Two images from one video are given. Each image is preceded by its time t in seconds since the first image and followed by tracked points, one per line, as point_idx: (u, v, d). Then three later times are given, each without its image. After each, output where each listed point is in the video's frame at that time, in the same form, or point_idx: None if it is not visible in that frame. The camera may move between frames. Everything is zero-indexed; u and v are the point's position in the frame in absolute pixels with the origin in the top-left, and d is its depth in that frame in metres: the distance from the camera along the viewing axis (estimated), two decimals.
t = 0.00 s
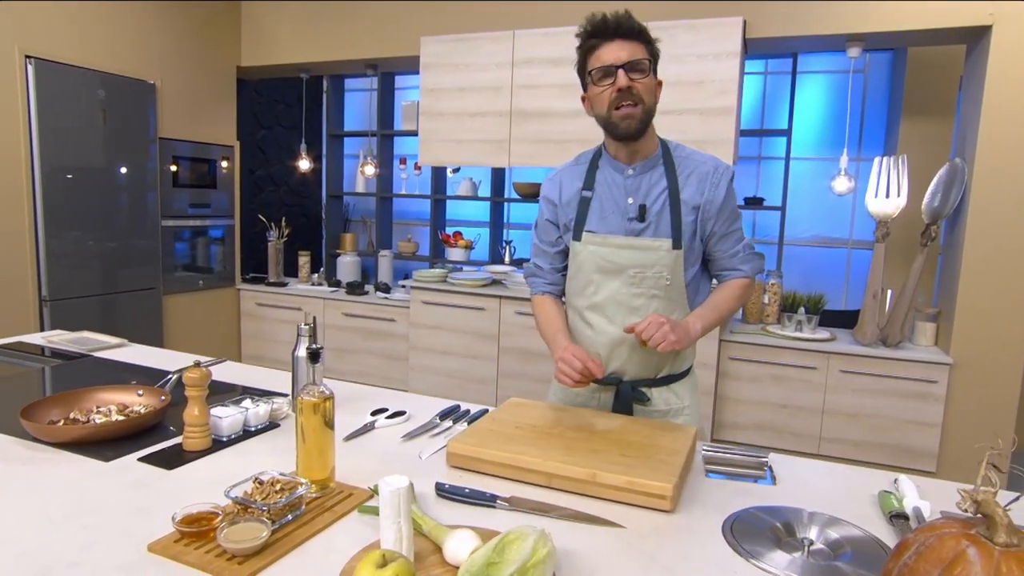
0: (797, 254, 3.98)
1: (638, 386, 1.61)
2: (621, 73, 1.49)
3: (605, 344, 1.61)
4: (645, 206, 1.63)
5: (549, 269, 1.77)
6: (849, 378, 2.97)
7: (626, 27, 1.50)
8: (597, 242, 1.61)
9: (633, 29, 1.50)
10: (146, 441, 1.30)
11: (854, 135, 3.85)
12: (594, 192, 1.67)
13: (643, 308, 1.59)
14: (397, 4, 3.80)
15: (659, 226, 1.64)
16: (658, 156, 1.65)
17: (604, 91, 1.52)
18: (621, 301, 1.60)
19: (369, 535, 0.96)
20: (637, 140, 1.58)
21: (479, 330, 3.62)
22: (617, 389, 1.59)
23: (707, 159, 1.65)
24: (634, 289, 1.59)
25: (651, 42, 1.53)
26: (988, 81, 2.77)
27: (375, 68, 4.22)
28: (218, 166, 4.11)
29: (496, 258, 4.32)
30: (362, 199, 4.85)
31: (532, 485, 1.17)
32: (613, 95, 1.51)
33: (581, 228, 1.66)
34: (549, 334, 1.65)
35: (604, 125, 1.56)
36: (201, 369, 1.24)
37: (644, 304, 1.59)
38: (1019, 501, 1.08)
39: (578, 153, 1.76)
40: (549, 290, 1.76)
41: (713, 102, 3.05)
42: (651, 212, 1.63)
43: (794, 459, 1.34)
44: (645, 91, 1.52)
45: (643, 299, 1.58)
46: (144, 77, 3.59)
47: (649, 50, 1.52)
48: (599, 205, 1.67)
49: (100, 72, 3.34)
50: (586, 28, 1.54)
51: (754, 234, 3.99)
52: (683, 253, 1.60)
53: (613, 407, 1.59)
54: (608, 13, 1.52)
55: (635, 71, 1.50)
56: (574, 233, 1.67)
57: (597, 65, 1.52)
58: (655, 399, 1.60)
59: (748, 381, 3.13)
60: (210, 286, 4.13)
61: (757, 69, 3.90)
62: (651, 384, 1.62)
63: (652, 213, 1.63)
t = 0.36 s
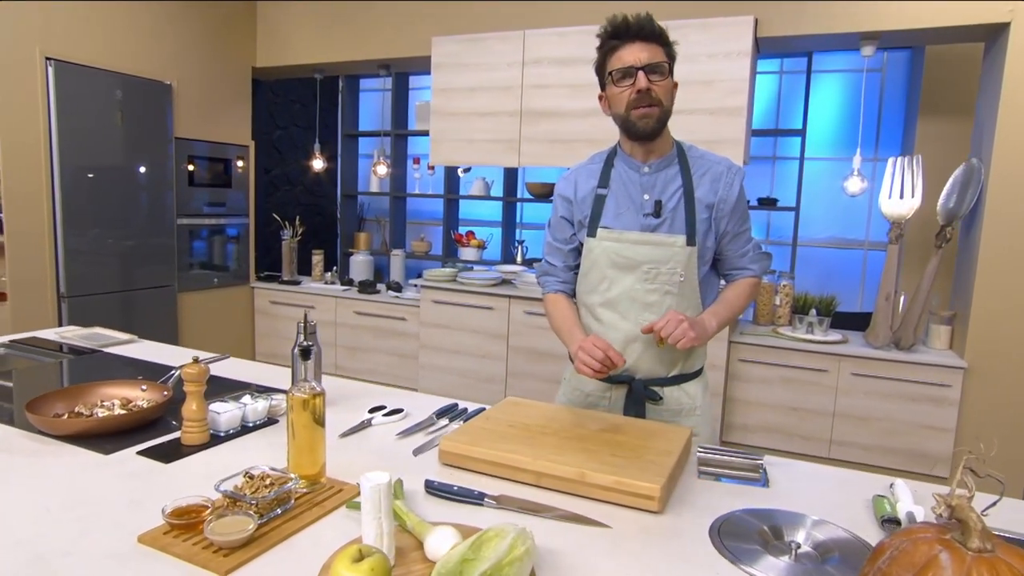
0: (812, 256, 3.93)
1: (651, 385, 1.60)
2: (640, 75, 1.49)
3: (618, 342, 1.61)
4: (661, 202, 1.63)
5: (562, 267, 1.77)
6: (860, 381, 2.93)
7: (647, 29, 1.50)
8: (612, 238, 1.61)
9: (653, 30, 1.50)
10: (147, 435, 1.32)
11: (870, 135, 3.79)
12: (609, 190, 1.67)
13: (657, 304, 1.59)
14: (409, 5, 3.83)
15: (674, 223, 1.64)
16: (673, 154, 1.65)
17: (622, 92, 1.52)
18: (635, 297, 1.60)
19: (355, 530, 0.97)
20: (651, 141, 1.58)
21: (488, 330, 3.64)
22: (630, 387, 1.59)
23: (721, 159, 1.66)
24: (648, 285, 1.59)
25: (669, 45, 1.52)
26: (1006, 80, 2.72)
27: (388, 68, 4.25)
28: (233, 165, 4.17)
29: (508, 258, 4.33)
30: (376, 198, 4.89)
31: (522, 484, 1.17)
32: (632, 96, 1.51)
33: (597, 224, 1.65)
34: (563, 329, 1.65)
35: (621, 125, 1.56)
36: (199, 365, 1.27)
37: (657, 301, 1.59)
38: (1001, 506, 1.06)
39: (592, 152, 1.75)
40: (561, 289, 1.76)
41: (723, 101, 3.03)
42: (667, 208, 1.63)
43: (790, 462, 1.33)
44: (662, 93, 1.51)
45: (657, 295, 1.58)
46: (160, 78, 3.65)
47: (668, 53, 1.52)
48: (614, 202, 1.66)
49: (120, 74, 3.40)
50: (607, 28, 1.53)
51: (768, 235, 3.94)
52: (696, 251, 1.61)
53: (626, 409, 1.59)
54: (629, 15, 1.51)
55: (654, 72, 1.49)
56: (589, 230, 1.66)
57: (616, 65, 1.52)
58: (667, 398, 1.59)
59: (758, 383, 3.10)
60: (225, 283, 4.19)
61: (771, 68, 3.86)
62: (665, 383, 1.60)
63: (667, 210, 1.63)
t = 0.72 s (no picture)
0: (828, 256, 3.88)
1: (639, 387, 1.58)
2: (609, 95, 1.48)
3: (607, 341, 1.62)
4: (652, 205, 1.60)
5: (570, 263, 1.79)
6: (874, 382, 2.89)
7: (621, 42, 1.44)
8: (605, 239, 1.62)
9: (629, 43, 1.44)
10: (152, 430, 1.35)
11: (888, 133, 3.73)
12: (608, 189, 1.68)
13: (646, 308, 1.58)
14: (421, 5, 3.85)
15: (666, 228, 1.60)
16: (672, 156, 1.61)
17: (600, 104, 1.52)
18: (623, 299, 1.60)
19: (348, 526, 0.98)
20: (633, 152, 1.56)
21: (499, 328, 3.64)
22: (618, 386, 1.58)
23: (724, 164, 1.59)
24: (637, 288, 1.58)
25: (652, 57, 1.45)
26: None
27: (401, 68, 4.27)
28: (249, 165, 4.22)
29: (521, 257, 4.33)
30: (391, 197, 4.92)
31: (517, 483, 1.18)
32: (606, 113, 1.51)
33: (593, 224, 1.67)
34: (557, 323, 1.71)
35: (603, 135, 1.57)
36: (202, 362, 1.29)
37: (645, 306, 1.58)
38: (986, 509, 1.03)
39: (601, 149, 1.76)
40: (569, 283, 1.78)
41: (735, 99, 3.01)
42: (658, 212, 1.60)
43: (789, 464, 1.32)
44: (634, 110, 1.48)
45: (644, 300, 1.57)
46: (178, 80, 3.71)
47: (647, 65, 1.44)
48: (611, 202, 1.67)
49: (139, 76, 3.47)
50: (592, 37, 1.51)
51: (783, 235, 3.90)
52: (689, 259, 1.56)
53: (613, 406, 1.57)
54: (609, 24, 1.46)
55: (623, 90, 1.46)
56: (587, 229, 1.68)
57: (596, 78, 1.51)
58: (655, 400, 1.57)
59: (770, 384, 3.07)
60: (241, 282, 4.24)
61: (787, 65, 3.82)
62: (653, 385, 1.58)
63: (660, 214, 1.60)
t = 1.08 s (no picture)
0: (846, 254, 3.82)
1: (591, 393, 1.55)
2: (512, 108, 1.37)
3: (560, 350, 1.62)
4: (572, 224, 1.51)
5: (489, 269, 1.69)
6: (891, 382, 2.84)
7: (522, 53, 1.33)
8: (537, 256, 1.57)
9: (529, 53, 1.32)
10: (162, 426, 1.37)
11: (908, 129, 3.67)
12: (535, 204, 1.59)
13: (588, 319, 1.56)
14: (435, 4, 3.87)
15: (590, 245, 1.50)
16: (585, 168, 1.49)
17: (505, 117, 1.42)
18: (566, 313, 1.57)
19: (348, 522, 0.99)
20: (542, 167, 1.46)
21: (512, 327, 3.65)
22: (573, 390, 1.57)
23: (636, 170, 1.41)
24: (576, 301, 1.55)
25: (555, 69, 1.33)
26: None
27: (416, 68, 4.29)
28: (266, 165, 4.27)
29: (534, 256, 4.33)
30: (407, 197, 4.94)
31: (518, 481, 1.18)
32: (510, 126, 1.40)
33: (525, 241, 1.61)
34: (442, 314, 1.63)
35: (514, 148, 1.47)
36: (210, 359, 1.31)
37: (588, 318, 1.55)
38: (980, 510, 1.00)
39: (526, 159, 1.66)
40: (475, 285, 1.68)
41: (749, 96, 2.98)
42: (579, 230, 1.50)
43: (794, 464, 1.30)
44: (536, 126, 1.37)
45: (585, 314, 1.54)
46: (196, 82, 3.77)
47: (549, 77, 1.33)
48: (538, 219, 1.59)
49: (159, 79, 3.53)
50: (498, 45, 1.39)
51: (801, 233, 3.84)
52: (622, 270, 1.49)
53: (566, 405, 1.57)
54: (513, 32, 1.35)
55: (525, 105, 1.35)
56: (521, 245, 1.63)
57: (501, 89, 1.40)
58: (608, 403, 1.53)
59: (784, 383, 3.04)
60: (258, 281, 4.29)
61: (803, 61, 3.77)
62: (604, 388, 1.54)
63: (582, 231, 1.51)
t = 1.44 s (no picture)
0: (865, 253, 3.78)
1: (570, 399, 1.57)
2: (376, 183, 1.19)
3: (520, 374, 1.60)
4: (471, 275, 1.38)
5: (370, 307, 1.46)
6: (909, 383, 2.80)
7: (368, 126, 1.13)
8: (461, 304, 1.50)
9: (376, 126, 1.13)
10: (174, 425, 1.40)
11: (928, 125, 3.60)
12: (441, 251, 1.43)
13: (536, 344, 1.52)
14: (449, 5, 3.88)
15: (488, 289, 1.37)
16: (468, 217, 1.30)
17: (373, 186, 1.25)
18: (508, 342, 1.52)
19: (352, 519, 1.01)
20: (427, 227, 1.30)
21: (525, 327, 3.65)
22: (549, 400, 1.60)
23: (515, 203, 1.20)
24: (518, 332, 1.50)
25: (407, 136, 1.14)
26: None
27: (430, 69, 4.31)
28: (284, 168, 4.31)
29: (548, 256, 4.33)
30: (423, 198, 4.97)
31: (522, 479, 1.19)
32: (379, 201, 1.23)
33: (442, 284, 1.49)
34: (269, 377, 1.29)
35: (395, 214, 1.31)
36: (220, 358, 1.33)
37: (531, 343, 1.51)
38: (978, 512, 0.98)
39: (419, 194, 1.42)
40: (343, 322, 1.44)
41: (764, 94, 2.95)
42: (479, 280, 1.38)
43: (802, 465, 1.29)
44: (405, 197, 1.20)
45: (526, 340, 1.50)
46: (212, 85, 3.82)
47: (405, 146, 1.14)
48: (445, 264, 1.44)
49: (177, 83, 3.59)
50: (343, 114, 1.19)
51: (818, 231, 3.79)
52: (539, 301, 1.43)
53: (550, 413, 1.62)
54: (355, 101, 1.15)
55: (385, 179, 1.18)
56: (438, 286, 1.50)
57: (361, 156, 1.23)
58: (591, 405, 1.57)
59: (800, 384, 3.01)
60: (275, 281, 4.34)
61: (820, 58, 3.72)
62: (586, 391, 1.58)
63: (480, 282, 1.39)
